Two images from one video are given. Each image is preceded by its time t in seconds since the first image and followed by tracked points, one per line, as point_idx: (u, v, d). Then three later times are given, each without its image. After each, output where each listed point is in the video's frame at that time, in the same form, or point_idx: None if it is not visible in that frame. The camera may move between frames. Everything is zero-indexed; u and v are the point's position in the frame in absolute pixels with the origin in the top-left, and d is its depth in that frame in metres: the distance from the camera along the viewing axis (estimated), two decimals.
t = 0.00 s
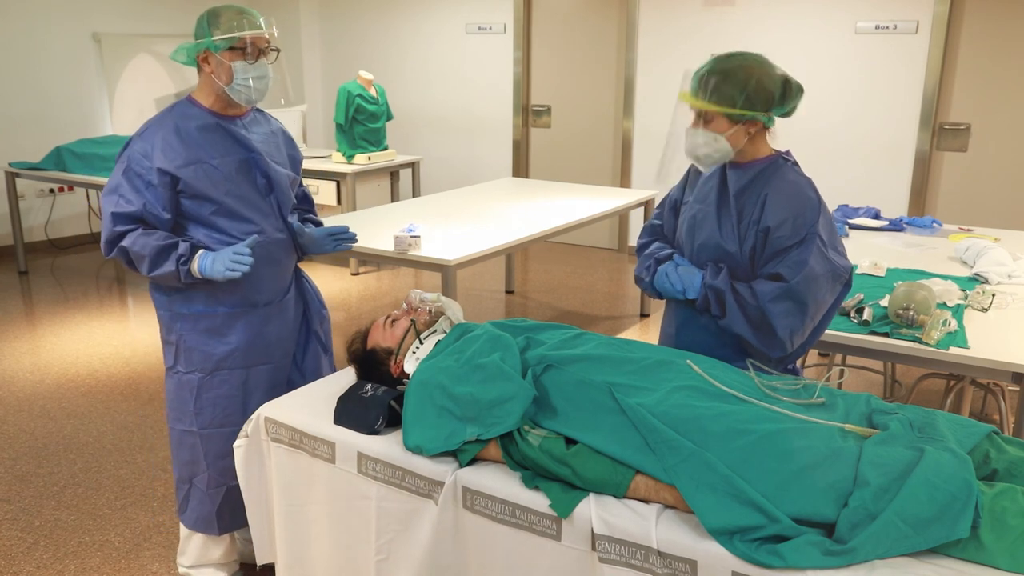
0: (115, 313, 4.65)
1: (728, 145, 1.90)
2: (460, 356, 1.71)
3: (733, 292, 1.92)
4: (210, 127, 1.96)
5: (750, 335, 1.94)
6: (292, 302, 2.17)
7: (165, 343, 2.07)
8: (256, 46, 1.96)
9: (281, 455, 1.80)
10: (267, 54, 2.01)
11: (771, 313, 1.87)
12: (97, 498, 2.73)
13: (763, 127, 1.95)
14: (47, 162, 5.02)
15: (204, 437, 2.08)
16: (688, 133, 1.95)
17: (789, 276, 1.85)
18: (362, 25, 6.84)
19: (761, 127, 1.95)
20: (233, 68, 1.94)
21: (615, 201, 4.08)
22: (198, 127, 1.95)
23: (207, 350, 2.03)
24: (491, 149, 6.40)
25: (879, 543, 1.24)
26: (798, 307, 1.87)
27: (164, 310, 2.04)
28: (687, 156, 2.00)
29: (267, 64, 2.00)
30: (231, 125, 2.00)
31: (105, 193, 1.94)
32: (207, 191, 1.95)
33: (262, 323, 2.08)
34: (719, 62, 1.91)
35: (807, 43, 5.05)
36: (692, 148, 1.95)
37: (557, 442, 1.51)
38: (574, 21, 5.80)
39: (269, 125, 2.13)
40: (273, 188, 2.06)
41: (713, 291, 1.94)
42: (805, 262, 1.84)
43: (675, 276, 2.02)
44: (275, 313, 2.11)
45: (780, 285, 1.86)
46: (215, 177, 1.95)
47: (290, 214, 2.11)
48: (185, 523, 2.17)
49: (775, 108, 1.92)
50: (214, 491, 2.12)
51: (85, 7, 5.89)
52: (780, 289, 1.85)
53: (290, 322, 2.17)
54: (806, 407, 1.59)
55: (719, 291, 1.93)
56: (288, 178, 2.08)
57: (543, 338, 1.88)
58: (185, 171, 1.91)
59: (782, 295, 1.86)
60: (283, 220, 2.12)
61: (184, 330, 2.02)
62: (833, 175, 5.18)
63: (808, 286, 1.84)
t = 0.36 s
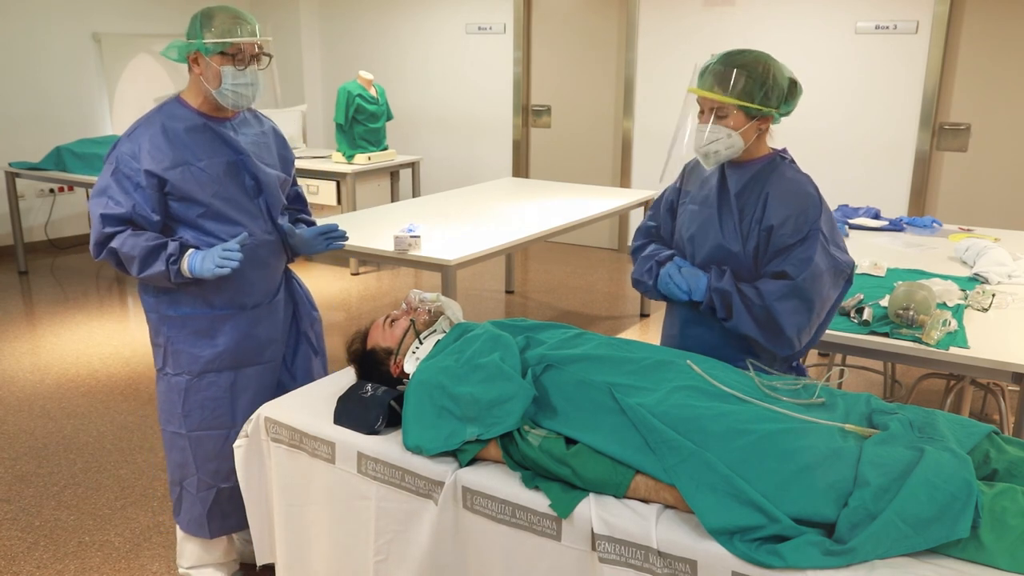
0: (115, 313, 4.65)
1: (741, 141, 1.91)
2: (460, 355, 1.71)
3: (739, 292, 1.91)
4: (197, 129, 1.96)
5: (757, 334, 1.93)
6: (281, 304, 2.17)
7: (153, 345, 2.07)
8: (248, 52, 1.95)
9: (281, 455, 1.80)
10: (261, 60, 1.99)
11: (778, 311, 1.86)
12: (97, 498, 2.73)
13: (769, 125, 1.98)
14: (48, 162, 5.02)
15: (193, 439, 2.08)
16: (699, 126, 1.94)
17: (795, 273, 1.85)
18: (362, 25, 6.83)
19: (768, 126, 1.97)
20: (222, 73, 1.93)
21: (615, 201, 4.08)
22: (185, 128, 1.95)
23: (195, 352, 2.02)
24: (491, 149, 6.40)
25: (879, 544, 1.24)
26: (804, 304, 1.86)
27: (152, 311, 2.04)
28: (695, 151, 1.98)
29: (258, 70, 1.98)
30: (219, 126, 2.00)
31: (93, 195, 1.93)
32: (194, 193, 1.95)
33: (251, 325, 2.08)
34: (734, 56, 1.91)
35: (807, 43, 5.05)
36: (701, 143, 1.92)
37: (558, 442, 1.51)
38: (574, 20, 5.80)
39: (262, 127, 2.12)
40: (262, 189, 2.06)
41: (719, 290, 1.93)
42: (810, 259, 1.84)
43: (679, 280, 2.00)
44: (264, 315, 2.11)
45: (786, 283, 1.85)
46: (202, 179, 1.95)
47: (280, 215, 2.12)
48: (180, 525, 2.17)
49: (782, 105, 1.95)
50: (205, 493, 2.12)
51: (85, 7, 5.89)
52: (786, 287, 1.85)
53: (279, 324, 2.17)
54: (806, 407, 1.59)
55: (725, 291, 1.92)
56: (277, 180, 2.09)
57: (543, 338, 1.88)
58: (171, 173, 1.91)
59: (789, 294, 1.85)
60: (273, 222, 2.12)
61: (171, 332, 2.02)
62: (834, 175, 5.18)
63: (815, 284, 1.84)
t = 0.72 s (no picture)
0: (115, 313, 4.65)
1: (748, 141, 1.91)
2: (460, 355, 1.71)
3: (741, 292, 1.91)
4: (189, 130, 1.96)
5: (759, 334, 1.93)
6: (276, 304, 2.17)
7: (150, 346, 2.07)
8: (246, 66, 1.93)
9: (281, 455, 1.80)
10: (258, 72, 1.98)
11: (781, 311, 1.86)
12: (97, 498, 2.73)
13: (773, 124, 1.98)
14: (48, 162, 5.01)
15: (190, 439, 2.08)
16: (706, 128, 1.95)
17: (797, 273, 1.85)
18: (361, 25, 6.83)
19: (773, 125, 1.97)
20: (217, 84, 1.92)
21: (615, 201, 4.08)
22: (177, 130, 1.95)
23: (191, 354, 2.02)
24: (491, 149, 6.41)
25: (879, 544, 1.24)
26: (807, 305, 1.86)
27: (149, 312, 2.03)
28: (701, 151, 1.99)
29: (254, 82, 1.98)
30: (212, 127, 2.00)
31: (87, 199, 1.93)
32: (187, 196, 1.95)
33: (247, 325, 2.08)
34: (738, 55, 1.91)
35: (807, 43, 5.05)
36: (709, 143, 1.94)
37: (558, 442, 1.51)
38: (574, 20, 5.80)
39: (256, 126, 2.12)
40: (256, 190, 2.07)
41: (721, 291, 1.92)
42: (813, 258, 1.84)
43: (680, 274, 1.98)
44: (259, 315, 2.11)
45: (789, 284, 1.85)
46: (195, 181, 1.95)
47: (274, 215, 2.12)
48: (178, 525, 2.17)
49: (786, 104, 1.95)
50: (203, 494, 2.12)
51: (85, 7, 5.89)
52: (789, 288, 1.85)
53: (275, 324, 2.17)
54: (807, 407, 1.59)
55: (726, 290, 1.92)
56: (270, 180, 2.09)
57: (542, 338, 1.88)
58: (164, 176, 1.91)
59: (791, 294, 1.85)
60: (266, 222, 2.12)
61: (168, 333, 2.02)
62: (834, 175, 5.18)
63: (817, 283, 1.84)
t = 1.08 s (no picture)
0: (115, 313, 4.65)
1: (743, 143, 1.91)
2: (459, 356, 1.71)
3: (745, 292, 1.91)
4: (190, 130, 1.96)
5: (763, 334, 1.93)
6: (277, 301, 2.17)
7: (152, 347, 2.05)
8: (248, 78, 1.95)
9: (281, 455, 1.80)
10: (260, 83, 1.99)
11: (787, 311, 1.86)
12: (97, 498, 2.73)
13: (770, 124, 1.97)
14: (48, 162, 5.01)
15: (197, 439, 2.08)
16: (700, 132, 1.95)
17: (802, 273, 1.85)
18: (361, 24, 6.83)
19: (769, 125, 1.96)
20: (219, 93, 1.93)
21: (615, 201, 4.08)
22: (180, 131, 1.94)
23: (196, 353, 2.02)
24: (491, 149, 6.40)
25: (879, 544, 1.24)
26: (811, 304, 1.86)
27: (152, 315, 2.01)
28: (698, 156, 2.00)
29: (254, 92, 1.99)
30: (212, 129, 2.00)
31: (91, 201, 1.86)
32: (192, 194, 1.94)
33: (250, 323, 2.08)
34: (728, 59, 1.91)
35: (807, 43, 5.05)
36: (704, 148, 1.95)
37: (557, 442, 1.51)
38: (574, 20, 5.80)
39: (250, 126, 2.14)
40: (255, 191, 2.08)
41: (725, 291, 1.92)
42: (817, 258, 1.84)
43: (684, 276, 1.97)
44: (262, 312, 2.11)
45: (793, 284, 1.85)
46: (199, 181, 1.96)
47: (273, 215, 2.13)
48: (180, 524, 2.17)
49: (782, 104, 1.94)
50: (209, 493, 2.12)
51: (85, 7, 5.89)
52: (794, 288, 1.85)
53: (277, 320, 2.18)
54: (806, 407, 1.59)
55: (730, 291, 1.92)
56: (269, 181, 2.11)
57: (542, 338, 1.87)
58: (170, 174, 1.91)
59: (796, 294, 1.85)
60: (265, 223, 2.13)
61: (172, 333, 2.01)
62: (833, 175, 5.18)
63: (821, 283, 1.84)
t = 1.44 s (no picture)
0: (115, 313, 4.65)
1: (736, 144, 1.91)
2: (459, 356, 1.71)
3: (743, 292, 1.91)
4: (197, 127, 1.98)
5: (760, 334, 1.93)
6: (278, 298, 2.18)
7: (157, 346, 2.03)
8: (249, 69, 1.92)
9: (281, 455, 1.80)
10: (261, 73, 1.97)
11: (784, 311, 1.86)
12: (97, 498, 2.73)
13: (766, 126, 1.96)
14: (48, 162, 5.01)
15: (203, 438, 2.08)
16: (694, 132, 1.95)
17: (799, 273, 1.85)
18: (362, 24, 6.83)
19: (765, 127, 1.95)
20: (221, 85, 1.91)
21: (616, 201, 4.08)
22: (187, 128, 1.96)
23: (204, 351, 2.02)
24: (491, 149, 6.40)
25: (879, 544, 1.24)
26: (809, 304, 1.86)
27: (156, 314, 1.99)
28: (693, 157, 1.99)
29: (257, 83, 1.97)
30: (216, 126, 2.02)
31: (110, 193, 1.85)
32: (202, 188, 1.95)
33: (255, 320, 2.09)
34: (724, 60, 1.91)
35: (807, 43, 5.05)
36: (697, 147, 1.95)
37: (557, 442, 1.51)
38: (574, 20, 5.80)
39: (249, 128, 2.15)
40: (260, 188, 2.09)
41: (723, 291, 1.92)
42: (814, 259, 1.84)
43: (682, 276, 1.97)
44: (266, 310, 2.12)
45: (791, 284, 1.85)
46: (208, 178, 1.98)
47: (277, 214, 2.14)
48: (182, 524, 2.17)
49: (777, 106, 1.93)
50: (214, 491, 2.13)
51: (85, 7, 5.89)
52: (791, 288, 1.85)
53: (279, 317, 2.19)
54: (806, 407, 1.59)
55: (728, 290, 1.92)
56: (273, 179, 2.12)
57: (542, 339, 1.87)
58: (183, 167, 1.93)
59: (794, 295, 1.85)
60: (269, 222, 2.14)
61: (179, 331, 1.99)
62: (833, 175, 5.18)
63: (818, 283, 1.84)
